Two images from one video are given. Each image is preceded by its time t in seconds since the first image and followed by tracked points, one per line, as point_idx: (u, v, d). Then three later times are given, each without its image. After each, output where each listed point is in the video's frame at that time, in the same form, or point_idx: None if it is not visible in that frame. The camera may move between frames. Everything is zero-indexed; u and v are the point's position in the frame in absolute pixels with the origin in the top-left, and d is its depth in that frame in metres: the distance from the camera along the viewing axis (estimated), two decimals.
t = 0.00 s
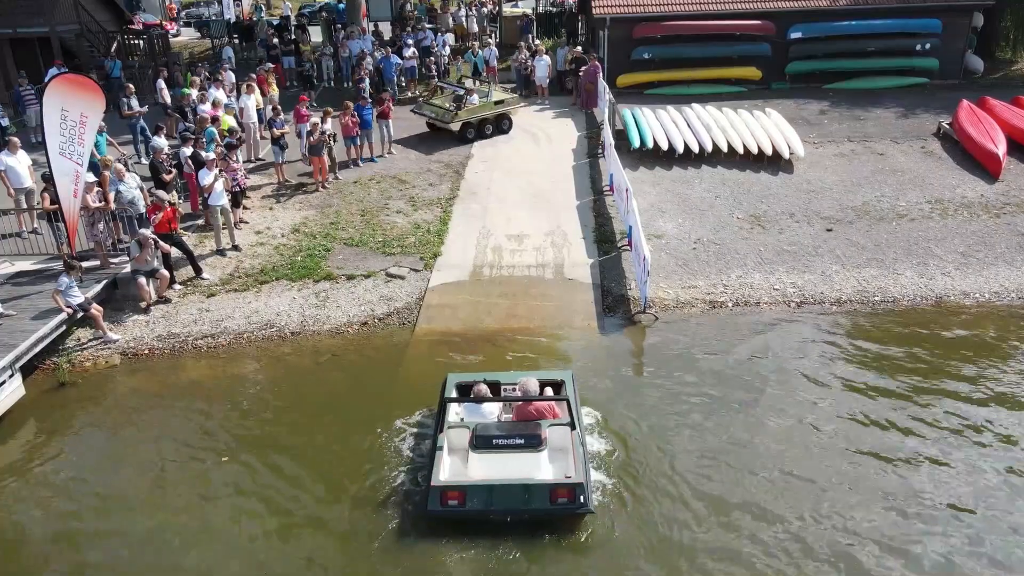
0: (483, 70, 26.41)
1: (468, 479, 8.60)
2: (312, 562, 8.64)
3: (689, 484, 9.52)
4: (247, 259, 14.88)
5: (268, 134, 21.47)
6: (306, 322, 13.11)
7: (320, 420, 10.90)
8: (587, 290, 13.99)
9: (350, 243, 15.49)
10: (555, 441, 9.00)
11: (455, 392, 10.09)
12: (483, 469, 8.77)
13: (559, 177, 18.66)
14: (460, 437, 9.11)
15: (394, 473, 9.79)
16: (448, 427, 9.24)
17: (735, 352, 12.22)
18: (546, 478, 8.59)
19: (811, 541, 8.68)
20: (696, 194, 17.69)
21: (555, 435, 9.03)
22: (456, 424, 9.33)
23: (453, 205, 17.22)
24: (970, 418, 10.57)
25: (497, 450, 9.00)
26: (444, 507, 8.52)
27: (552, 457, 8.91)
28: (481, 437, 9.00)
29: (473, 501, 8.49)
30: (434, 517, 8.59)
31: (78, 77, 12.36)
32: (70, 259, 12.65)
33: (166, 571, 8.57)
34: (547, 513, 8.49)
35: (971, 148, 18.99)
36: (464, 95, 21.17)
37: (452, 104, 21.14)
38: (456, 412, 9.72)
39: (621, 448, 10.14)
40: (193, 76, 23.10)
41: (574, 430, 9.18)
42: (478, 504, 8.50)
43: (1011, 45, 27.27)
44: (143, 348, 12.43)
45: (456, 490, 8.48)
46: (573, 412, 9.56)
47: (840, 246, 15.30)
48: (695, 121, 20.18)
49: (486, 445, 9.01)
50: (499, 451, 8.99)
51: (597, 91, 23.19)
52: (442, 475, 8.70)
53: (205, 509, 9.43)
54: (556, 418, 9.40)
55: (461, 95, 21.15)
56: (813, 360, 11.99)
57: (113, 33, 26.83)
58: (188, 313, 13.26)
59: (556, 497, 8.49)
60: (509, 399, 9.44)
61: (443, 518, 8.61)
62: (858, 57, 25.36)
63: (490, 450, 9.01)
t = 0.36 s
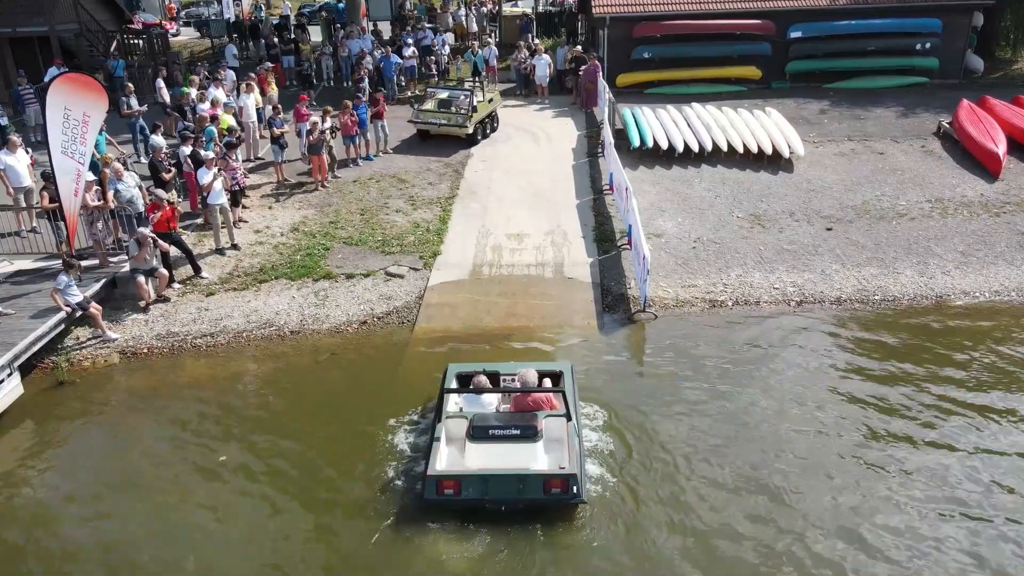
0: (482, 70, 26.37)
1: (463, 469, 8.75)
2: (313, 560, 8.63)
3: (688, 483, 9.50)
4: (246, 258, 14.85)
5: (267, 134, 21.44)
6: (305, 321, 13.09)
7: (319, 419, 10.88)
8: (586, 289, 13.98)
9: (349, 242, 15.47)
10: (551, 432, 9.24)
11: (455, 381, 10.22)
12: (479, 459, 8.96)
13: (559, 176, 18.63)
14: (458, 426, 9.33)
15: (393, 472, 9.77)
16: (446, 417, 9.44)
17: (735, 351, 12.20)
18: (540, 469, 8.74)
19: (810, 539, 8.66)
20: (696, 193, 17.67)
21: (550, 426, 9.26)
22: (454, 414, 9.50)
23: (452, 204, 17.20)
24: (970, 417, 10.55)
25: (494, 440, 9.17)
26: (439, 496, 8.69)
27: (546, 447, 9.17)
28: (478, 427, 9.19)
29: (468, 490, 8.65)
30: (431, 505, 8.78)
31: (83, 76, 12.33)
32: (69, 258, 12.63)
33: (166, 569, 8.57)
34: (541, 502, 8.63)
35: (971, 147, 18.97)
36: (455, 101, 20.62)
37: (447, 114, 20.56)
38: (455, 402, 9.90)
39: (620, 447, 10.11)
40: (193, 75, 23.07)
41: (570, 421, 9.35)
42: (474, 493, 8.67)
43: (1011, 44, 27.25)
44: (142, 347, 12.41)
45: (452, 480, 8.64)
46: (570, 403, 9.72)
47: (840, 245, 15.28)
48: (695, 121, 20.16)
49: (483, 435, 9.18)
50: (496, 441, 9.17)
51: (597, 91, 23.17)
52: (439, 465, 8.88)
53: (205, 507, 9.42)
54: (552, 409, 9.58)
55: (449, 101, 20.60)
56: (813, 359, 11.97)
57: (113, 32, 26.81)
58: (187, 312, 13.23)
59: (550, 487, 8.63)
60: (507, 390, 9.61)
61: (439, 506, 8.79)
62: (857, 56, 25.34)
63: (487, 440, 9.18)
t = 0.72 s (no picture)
0: (482, 69, 26.35)
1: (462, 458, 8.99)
2: (313, 558, 8.64)
3: (686, 484, 9.49)
4: (245, 258, 14.85)
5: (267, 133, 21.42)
6: (304, 321, 13.08)
7: (318, 418, 10.88)
8: (586, 288, 13.97)
9: (349, 242, 15.46)
10: (548, 422, 9.34)
11: (456, 368, 10.33)
12: (477, 448, 9.21)
13: (558, 176, 18.62)
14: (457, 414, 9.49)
15: (393, 471, 9.76)
16: (446, 405, 9.61)
17: (734, 351, 12.20)
18: (535, 460, 8.98)
19: (808, 539, 8.65)
20: (695, 193, 17.65)
21: (548, 416, 9.35)
22: (454, 402, 9.66)
23: (452, 204, 17.20)
24: (969, 417, 10.55)
25: (491, 429, 9.27)
26: (437, 483, 8.95)
27: (543, 437, 9.31)
28: (476, 416, 9.30)
29: (465, 479, 8.91)
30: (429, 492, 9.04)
31: (84, 76, 12.39)
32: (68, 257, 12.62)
33: (165, 567, 8.58)
34: (535, 492, 8.89)
35: (970, 147, 18.97)
36: (454, 105, 20.39)
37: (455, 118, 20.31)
38: (455, 391, 10.02)
39: (618, 447, 10.09)
40: (192, 74, 23.04)
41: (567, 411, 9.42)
42: (470, 482, 8.92)
43: (1010, 43, 27.23)
44: (141, 347, 12.42)
45: (449, 469, 8.87)
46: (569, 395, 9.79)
47: (839, 245, 15.28)
48: (695, 120, 20.15)
49: (481, 424, 9.29)
50: (494, 430, 9.26)
51: (596, 90, 23.15)
52: (437, 453, 9.12)
53: (204, 506, 9.43)
54: (551, 399, 9.63)
55: (444, 105, 20.35)
56: (812, 358, 11.97)
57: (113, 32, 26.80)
58: (186, 311, 13.23)
59: (544, 477, 8.88)
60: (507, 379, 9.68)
61: (436, 493, 9.03)
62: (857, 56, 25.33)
63: (484, 429, 9.28)
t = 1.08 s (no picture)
0: (482, 69, 26.34)
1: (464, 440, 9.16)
2: (316, 556, 8.65)
3: (687, 485, 9.47)
4: (245, 257, 14.84)
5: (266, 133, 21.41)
6: (304, 320, 13.08)
7: (317, 418, 10.87)
8: (585, 287, 13.97)
9: (348, 241, 15.45)
10: (548, 406, 9.57)
11: (458, 352, 10.58)
12: (479, 430, 9.38)
13: (558, 175, 18.60)
14: (460, 398, 9.74)
15: (393, 469, 9.76)
16: (448, 390, 9.86)
17: (734, 350, 12.19)
18: (535, 442, 9.16)
19: (807, 540, 8.65)
20: (695, 192, 17.65)
21: (547, 400, 9.60)
22: (456, 386, 9.96)
23: (451, 203, 17.20)
24: (970, 417, 10.53)
25: (492, 412, 9.57)
26: (440, 464, 9.12)
27: (544, 420, 9.49)
28: (478, 400, 9.59)
29: (468, 460, 9.07)
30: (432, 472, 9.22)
31: (89, 74, 12.35)
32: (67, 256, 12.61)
33: (164, 566, 8.59)
34: (535, 473, 9.10)
35: (970, 146, 18.96)
36: (454, 112, 20.02)
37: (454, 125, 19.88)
38: (458, 374, 10.27)
39: (620, 448, 10.05)
40: (192, 74, 23.03)
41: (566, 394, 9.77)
42: (472, 463, 9.09)
43: (1010, 43, 27.23)
44: (140, 346, 12.41)
45: (453, 451, 9.05)
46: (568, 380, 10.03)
47: (839, 244, 15.27)
48: (695, 120, 20.14)
49: (482, 407, 9.57)
50: (495, 413, 9.57)
51: (596, 90, 23.15)
52: (441, 435, 9.32)
53: (206, 504, 9.44)
54: (550, 383, 9.90)
55: (445, 111, 19.97)
56: (812, 358, 11.96)
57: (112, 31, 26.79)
58: (186, 311, 13.22)
59: (544, 459, 9.08)
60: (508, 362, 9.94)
61: (439, 474, 9.22)
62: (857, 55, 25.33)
63: (485, 411, 9.58)
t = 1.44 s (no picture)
0: (482, 68, 26.34)
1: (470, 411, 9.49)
2: (319, 554, 8.66)
3: (687, 484, 9.45)
4: (245, 256, 14.83)
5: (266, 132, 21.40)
6: (304, 319, 13.07)
7: (318, 416, 10.87)
8: (585, 286, 13.97)
9: (348, 240, 15.45)
10: (549, 380, 9.94)
11: (460, 333, 10.98)
12: (483, 402, 9.71)
13: (558, 174, 18.60)
14: (463, 373, 10.07)
15: (394, 467, 9.76)
16: (453, 365, 10.21)
17: (734, 349, 12.19)
18: (538, 412, 9.50)
19: (807, 538, 8.65)
20: (695, 191, 17.64)
21: (548, 374, 9.97)
22: (461, 363, 10.28)
23: (451, 202, 17.19)
24: (971, 417, 10.52)
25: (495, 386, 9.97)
26: (446, 435, 9.41)
27: (544, 394, 9.84)
28: (482, 373, 10.00)
29: (473, 430, 9.39)
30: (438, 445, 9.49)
31: (86, 72, 12.32)
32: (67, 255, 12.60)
33: (164, 564, 8.58)
34: (536, 442, 9.38)
35: (970, 145, 18.96)
36: (451, 118, 18.97)
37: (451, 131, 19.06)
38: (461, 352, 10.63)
39: (620, 447, 10.03)
40: (192, 74, 23.04)
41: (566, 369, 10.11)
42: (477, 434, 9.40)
43: (1011, 43, 27.22)
44: (140, 345, 12.40)
45: (459, 421, 9.38)
46: (567, 358, 10.44)
47: (839, 243, 15.27)
48: (695, 119, 20.14)
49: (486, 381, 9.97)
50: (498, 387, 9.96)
51: (596, 89, 23.15)
52: (446, 407, 9.60)
53: (207, 503, 9.44)
54: (551, 360, 10.28)
55: (442, 116, 18.94)
56: (812, 357, 11.96)
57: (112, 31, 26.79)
58: (186, 309, 13.22)
59: (545, 429, 9.38)
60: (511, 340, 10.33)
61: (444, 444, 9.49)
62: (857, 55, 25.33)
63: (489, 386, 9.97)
